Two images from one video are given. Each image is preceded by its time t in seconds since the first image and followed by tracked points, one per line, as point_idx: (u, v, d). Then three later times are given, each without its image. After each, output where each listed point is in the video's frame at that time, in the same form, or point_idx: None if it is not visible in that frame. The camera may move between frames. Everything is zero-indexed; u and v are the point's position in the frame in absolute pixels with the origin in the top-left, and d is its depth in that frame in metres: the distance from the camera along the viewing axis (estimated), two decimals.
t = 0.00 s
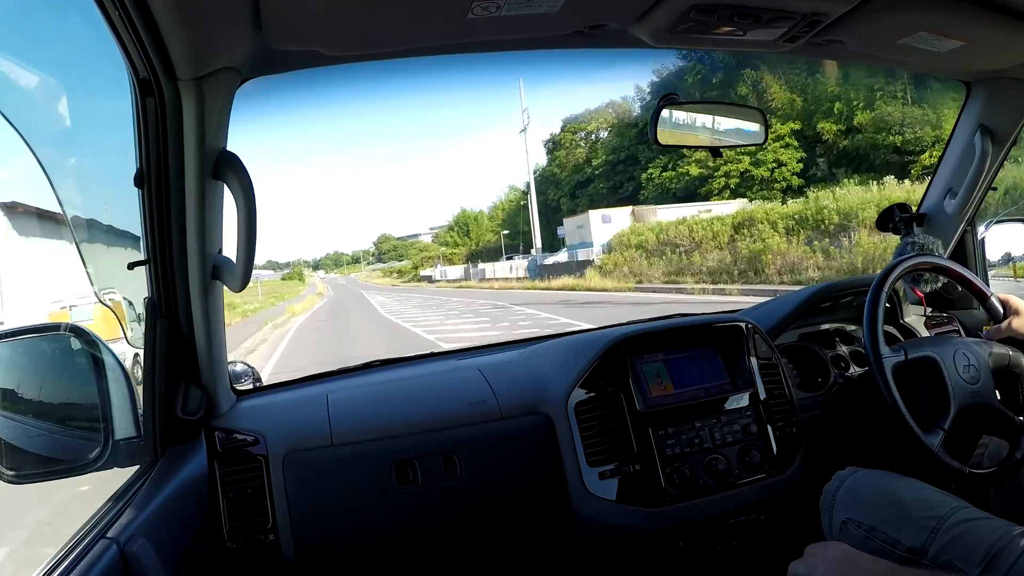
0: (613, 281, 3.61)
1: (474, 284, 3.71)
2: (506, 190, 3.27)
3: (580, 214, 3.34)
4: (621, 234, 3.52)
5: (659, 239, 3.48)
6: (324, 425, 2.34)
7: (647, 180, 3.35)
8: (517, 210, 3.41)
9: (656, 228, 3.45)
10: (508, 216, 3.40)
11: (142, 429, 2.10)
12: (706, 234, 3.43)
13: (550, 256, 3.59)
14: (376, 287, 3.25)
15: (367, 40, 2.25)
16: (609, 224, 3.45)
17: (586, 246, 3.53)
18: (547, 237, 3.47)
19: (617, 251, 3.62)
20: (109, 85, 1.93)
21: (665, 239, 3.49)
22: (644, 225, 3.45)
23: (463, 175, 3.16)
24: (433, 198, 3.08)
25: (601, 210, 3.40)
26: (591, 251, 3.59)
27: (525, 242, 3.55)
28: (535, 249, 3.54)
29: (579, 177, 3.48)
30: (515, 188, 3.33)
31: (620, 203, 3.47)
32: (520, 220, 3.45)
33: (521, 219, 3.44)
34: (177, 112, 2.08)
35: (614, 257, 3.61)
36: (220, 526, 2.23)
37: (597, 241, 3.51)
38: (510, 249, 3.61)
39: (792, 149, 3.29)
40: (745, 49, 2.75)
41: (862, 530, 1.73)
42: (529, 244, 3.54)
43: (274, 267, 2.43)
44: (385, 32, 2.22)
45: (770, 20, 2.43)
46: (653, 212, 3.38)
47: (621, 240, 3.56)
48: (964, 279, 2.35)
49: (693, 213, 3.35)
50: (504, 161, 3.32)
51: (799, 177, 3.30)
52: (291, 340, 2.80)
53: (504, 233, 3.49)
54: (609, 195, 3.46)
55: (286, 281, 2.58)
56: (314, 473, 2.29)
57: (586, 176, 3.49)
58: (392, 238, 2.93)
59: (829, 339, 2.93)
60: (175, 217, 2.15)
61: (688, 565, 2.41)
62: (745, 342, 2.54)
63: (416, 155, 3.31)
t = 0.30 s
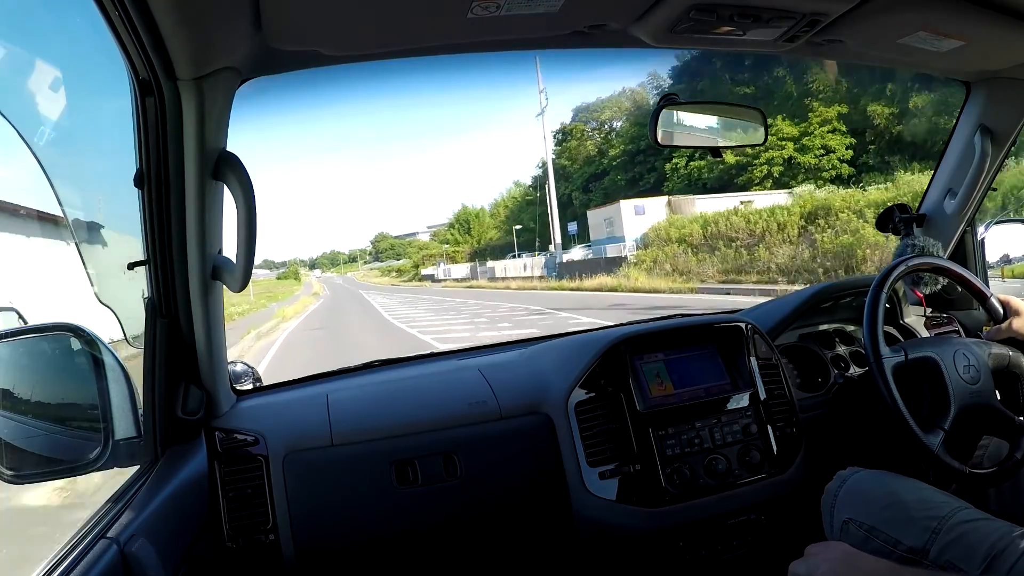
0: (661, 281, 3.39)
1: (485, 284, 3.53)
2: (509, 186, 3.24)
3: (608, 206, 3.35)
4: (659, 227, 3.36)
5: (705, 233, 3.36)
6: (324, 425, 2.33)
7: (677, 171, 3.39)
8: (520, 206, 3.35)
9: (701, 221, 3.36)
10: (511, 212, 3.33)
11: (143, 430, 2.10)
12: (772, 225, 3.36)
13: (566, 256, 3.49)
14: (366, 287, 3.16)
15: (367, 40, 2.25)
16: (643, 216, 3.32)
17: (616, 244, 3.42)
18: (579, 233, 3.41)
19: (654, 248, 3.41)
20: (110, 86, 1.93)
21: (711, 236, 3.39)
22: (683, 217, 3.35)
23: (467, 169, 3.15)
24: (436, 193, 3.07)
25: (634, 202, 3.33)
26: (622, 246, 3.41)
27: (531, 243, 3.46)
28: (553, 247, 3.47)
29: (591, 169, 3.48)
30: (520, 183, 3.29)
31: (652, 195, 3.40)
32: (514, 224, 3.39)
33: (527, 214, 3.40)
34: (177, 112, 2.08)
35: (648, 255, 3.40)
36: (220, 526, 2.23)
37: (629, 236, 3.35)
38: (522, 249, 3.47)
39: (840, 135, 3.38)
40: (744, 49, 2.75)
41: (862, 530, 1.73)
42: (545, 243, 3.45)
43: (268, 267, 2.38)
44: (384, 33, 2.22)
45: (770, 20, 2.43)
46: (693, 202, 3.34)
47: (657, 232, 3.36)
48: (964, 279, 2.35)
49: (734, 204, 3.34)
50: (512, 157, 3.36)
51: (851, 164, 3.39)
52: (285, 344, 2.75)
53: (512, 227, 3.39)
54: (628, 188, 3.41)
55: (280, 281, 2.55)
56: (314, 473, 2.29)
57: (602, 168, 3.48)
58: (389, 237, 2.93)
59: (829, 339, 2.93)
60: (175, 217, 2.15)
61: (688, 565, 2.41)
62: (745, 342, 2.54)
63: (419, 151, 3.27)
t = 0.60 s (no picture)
0: (739, 285, 3.31)
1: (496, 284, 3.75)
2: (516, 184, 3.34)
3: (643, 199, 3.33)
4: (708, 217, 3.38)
5: (771, 227, 3.35)
6: (324, 425, 2.33)
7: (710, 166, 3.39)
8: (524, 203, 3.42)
9: (761, 213, 3.38)
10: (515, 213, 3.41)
11: (143, 430, 2.10)
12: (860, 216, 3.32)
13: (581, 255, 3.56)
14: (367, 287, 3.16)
15: (366, 40, 2.25)
16: (689, 207, 3.34)
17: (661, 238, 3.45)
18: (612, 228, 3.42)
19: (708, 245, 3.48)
20: (110, 86, 1.93)
21: (779, 232, 3.36)
22: (734, 208, 3.40)
23: (468, 168, 3.19)
24: (438, 189, 3.10)
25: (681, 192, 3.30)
26: (666, 242, 3.45)
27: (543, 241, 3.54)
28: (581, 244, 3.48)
29: (607, 163, 3.41)
30: (525, 179, 3.38)
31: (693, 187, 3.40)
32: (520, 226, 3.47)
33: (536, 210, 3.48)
34: (177, 112, 2.08)
35: (699, 252, 3.48)
36: (220, 526, 2.23)
37: (675, 228, 3.37)
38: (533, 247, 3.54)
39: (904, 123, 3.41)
40: (744, 49, 2.75)
41: (862, 530, 1.73)
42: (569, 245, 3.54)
43: (267, 266, 2.35)
44: (384, 33, 2.22)
45: (770, 20, 2.43)
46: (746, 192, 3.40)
47: (709, 226, 3.39)
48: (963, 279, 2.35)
49: (790, 195, 3.35)
50: (521, 156, 3.44)
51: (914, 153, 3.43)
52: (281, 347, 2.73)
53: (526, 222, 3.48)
54: (651, 181, 3.37)
55: (276, 280, 2.53)
56: (314, 474, 2.29)
57: (619, 162, 3.40)
58: (388, 236, 2.91)
59: (829, 339, 2.93)
60: (175, 217, 2.15)
61: (688, 565, 2.41)
62: (745, 342, 2.54)
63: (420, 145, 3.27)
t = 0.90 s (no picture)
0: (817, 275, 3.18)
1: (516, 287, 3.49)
2: (520, 184, 3.28)
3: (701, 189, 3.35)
4: (778, 208, 3.30)
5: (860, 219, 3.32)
6: (324, 425, 2.33)
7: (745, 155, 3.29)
8: (533, 202, 3.34)
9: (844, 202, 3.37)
10: (523, 211, 3.32)
11: (143, 430, 2.10)
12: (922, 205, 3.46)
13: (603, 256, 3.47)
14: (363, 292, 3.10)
15: (366, 40, 2.25)
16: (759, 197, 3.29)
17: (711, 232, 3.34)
18: (637, 225, 3.43)
19: (785, 243, 3.25)
20: (111, 86, 1.93)
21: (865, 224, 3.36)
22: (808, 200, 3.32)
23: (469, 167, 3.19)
24: (442, 188, 3.09)
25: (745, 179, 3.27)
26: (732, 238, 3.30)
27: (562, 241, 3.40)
28: (616, 240, 3.38)
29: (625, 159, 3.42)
30: (534, 177, 3.36)
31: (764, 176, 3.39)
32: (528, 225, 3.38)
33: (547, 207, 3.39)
34: (177, 112, 2.08)
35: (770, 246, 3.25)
36: (220, 526, 2.23)
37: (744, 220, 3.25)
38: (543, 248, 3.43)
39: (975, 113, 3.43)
40: (745, 49, 2.75)
41: (862, 531, 1.73)
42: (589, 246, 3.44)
43: (266, 268, 2.36)
44: (384, 33, 2.22)
45: (770, 20, 2.43)
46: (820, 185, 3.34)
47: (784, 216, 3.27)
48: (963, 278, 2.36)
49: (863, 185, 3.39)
50: (530, 153, 3.42)
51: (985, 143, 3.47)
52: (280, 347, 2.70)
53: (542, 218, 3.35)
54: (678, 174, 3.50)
55: (272, 281, 2.49)
56: (315, 474, 2.29)
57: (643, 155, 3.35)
58: (386, 237, 2.88)
59: (829, 339, 2.93)
60: (175, 218, 2.15)
61: (688, 565, 2.41)
62: (745, 342, 2.54)
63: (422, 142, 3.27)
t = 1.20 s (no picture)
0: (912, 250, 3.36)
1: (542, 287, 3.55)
2: (525, 179, 3.31)
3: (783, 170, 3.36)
4: (880, 189, 3.35)
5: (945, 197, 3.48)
6: (324, 425, 2.33)
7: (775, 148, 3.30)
8: (543, 195, 3.43)
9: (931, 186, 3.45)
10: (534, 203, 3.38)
11: (143, 429, 2.11)
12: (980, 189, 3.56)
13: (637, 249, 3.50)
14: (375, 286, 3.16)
15: (367, 40, 2.25)
16: (856, 176, 3.34)
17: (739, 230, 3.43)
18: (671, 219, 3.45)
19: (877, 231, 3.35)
20: (111, 86, 1.94)
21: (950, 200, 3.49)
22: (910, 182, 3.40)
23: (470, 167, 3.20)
24: (443, 188, 3.10)
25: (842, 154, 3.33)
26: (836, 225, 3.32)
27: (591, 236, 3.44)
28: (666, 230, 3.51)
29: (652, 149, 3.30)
30: (544, 169, 3.43)
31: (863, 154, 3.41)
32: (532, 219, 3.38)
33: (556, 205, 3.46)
34: (177, 111, 2.08)
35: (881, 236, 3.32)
36: (220, 526, 2.23)
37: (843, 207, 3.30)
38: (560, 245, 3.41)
39: None
40: (745, 49, 2.75)
41: (862, 530, 1.73)
42: (618, 240, 3.45)
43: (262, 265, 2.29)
44: (385, 33, 2.22)
45: (769, 20, 2.43)
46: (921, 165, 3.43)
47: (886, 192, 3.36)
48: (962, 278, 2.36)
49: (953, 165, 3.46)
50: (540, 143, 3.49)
51: None
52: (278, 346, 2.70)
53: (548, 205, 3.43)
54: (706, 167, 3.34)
55: (269, 280, 2.44)
56: (315, 474, 2.29)
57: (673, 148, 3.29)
58: (386, 235, 2.90)
59: (829, 339, 2.93)
60: (175, 218, 2.15)
61: (688, 565, 2.41)
62: (745, 342, 2.54)
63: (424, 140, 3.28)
